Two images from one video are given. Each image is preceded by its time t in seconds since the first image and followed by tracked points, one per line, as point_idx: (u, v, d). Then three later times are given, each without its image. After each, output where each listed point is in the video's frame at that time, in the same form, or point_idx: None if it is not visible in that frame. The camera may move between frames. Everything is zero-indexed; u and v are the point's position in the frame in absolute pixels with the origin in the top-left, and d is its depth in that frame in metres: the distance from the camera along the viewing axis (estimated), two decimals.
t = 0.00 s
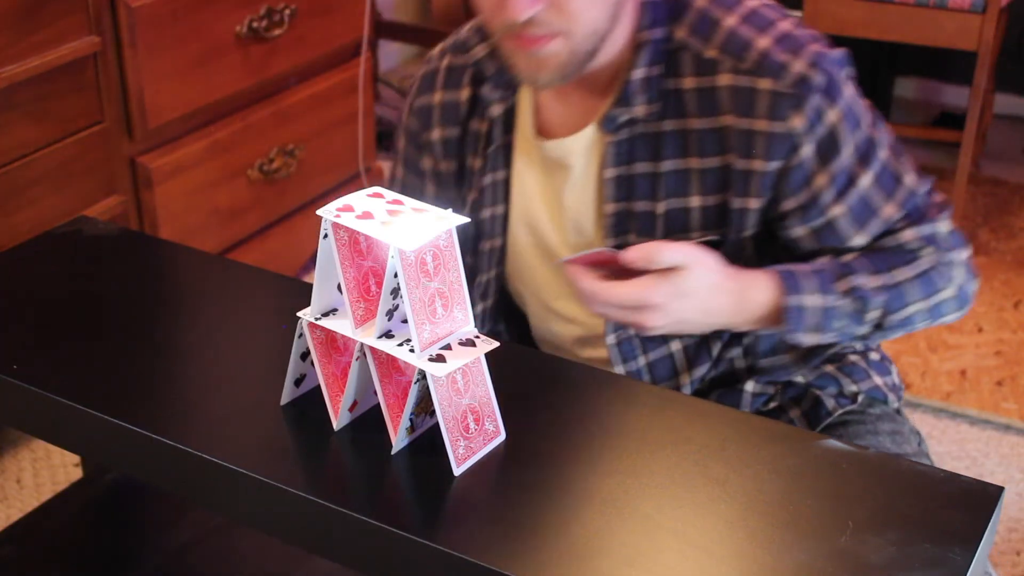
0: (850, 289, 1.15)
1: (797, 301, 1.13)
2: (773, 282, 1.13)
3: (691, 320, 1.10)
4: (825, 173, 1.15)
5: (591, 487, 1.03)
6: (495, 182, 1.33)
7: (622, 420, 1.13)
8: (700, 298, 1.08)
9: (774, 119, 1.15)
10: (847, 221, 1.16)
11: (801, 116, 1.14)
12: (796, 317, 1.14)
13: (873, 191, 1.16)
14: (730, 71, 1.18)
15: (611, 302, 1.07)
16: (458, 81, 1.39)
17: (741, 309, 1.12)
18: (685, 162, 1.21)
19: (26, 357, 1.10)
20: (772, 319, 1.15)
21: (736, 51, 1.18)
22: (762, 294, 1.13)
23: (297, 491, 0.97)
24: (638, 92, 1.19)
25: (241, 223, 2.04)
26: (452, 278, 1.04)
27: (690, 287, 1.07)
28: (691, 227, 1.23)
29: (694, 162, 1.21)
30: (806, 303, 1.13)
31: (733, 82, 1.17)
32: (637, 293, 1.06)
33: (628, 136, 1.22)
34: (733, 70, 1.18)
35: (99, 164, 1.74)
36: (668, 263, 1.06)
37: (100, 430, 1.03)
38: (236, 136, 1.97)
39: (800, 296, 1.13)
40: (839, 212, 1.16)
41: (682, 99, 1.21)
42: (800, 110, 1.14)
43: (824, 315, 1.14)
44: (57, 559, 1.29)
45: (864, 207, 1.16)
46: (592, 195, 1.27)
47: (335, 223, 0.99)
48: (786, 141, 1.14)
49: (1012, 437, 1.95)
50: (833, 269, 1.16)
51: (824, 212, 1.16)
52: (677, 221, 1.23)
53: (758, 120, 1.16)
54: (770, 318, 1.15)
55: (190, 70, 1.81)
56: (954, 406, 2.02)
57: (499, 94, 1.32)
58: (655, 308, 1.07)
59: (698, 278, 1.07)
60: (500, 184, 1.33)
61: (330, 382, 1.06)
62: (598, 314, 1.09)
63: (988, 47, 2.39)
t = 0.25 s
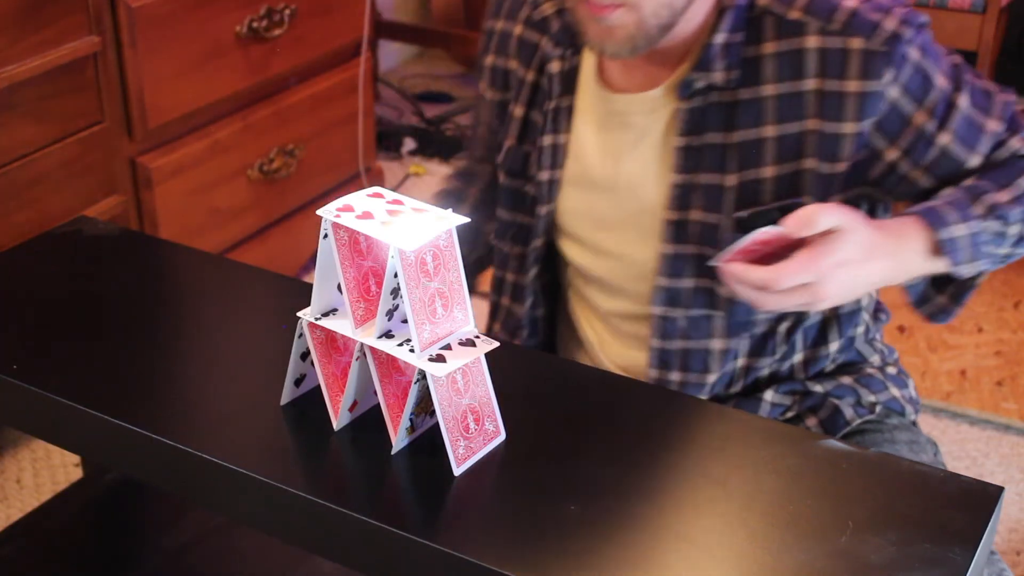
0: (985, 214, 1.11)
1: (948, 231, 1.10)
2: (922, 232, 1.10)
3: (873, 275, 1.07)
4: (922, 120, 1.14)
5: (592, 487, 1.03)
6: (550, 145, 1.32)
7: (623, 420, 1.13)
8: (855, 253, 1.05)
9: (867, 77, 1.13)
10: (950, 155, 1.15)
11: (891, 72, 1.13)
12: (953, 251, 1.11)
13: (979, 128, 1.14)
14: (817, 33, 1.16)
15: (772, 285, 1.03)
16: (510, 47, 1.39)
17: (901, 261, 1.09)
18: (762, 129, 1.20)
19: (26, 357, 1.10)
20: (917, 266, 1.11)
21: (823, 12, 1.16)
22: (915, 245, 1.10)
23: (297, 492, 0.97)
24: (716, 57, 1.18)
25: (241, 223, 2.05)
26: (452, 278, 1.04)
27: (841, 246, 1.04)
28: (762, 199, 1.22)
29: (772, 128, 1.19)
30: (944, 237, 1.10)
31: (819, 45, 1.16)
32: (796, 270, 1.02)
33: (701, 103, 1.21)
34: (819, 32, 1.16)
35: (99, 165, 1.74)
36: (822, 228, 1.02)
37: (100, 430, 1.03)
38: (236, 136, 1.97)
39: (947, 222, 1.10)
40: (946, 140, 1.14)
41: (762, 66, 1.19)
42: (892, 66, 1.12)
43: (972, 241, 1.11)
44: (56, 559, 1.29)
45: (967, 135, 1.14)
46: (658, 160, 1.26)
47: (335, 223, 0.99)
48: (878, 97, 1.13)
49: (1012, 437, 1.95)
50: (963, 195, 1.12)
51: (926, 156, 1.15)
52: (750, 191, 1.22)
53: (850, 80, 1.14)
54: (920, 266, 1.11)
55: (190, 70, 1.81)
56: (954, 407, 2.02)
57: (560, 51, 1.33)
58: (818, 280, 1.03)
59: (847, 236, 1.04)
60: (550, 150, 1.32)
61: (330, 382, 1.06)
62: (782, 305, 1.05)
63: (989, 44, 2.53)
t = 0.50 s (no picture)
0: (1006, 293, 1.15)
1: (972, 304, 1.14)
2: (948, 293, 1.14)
3: (899, 322, 1.11)
4: (972, 180, 1.15)
5: (592, 488, 1.03)
6: (584, 132, 1.35)
7: (623, 420, 1.13)
8: (895, 304, 1.08)
9: (928, 126, 1.14)
10: (991, 229, 1.16)
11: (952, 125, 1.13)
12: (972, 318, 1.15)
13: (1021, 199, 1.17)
14: (885, 70, 1.16)
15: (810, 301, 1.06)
16: (563, 37, 1.38)
17: (927, 316, 1.13)
18: (817, 153, 1.20)
19: (26, 357, 1.10)
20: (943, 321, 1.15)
21: (895, 52, 1.16)
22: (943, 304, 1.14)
23: (297, 492, 0.97)
24: (790, 75, 1.18)
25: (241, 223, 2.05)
26: (453, 278, 1.04)
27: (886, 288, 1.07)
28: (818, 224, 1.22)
29: (833, 156, 1.20)
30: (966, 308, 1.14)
31: (888, 84, 1.16)
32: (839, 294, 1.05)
33: (772, 122, 1.21)
34: (888, 69, 1.16)
35: (99, 165, 1.74)
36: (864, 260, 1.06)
37: (100, 430, 1.03)
38: (236, 136, 1.97)
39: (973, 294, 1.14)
40: (986, 214, 1.15)
41: (832, 95, 1.19)
42: (949, 116, 1.13)
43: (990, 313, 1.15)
44: (56, 559, 1.29)
45: (1010, 211, 1.16)
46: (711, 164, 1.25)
47: (335, 223, 0.99)
48: (938, 147, 1.14)
49: (1012, 437, 1.95)
50: (987, 270, 1.16)
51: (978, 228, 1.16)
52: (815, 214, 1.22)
53: (914, 124, 1.15)
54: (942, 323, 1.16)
55: (190, 70, 1.81)
56: (954, 407, 2.02)
57: (606, 39, 1.34)
58: (853, 310, 1.07)
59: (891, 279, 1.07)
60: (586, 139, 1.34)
61: (330, 382, 1.06)
62: (811, 322, 1.08)
63: (989, 45, 2.54)
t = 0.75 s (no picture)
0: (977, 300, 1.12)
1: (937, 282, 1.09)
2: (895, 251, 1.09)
3: (854, 261, 1.05)
4: (965, 190, 1.13)
5: (593, 488, 1.03)
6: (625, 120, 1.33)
7: (625, 420, 1.13)
8: (834, 224, 1.03)
9: (938, 131, 1.13)
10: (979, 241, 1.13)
11: (962, 134, 1.12)
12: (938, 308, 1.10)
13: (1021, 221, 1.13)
14: (904, 73, 1.15)
15: (734, 224, 1.02)
16: (604, 21, 1.37)
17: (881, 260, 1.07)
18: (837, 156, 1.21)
19: (27, 357, 1.10)
20: (907, 303, 1.10)
21: (916, 56, 1.15)
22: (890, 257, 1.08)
23: (297, 492, 0.97)
24: (812, 71, 1.18)
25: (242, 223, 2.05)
26: (452, 278, 1.04)
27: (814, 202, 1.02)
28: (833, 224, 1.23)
29: (849, 155, 1.20)
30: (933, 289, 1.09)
31: (903, 87, 1.15)
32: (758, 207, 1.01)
33: (790, 118, 1.21)
34: (908, 73, 1.15)
35: (99, 165, 1.74)
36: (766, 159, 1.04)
37: (101, 430, 1.03)
38: (236, 136, 1.97)
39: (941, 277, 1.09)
40: (975, 228, 1.13)
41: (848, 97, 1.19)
42: (960, 124, 1.12)
43: (957, 312, 1.10)
44: (57, 559, 1.29)
45: (1002, 230, 1.13)
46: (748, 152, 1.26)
47: (335, 223, 1.00)
48: (943, 153, 1.13)
49: (1012, 437, 1.95)
50: (966, 276, 1.14)
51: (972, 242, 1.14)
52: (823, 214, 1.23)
53: (923, 129, 1.14)
54: (908, 308, 1.11)
55: (190, 70, 1.81)
56: (954, 407, 2.02)
57: (653, 27, 1.33)
58: (789, 229, 1.02)
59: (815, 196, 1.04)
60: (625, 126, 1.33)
61: (330, 382, 1.06)
62: (748, 257, 1.03)
63: (988, 45, 2.54)
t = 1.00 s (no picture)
0: (954, 213, 1.02)
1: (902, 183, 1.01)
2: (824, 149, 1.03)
3: (797, 143, 0.99)
4: (953, 132, 1.09)
5: (593, 488, 1.03)
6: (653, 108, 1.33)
7: (625, 421, 1.13)
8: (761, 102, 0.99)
9: (934, 87, 1.12)
10: (960, 174, 1.07)
11: (959, 89, 1.10)
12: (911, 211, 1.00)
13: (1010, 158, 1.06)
14: (903, 42, 1.16)
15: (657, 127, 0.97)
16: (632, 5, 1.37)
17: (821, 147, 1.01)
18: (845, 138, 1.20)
19: (27, 357, 1.10)
20: (866, 208, 1.01)
21: (917, 28, 1.16)
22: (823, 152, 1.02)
23: (297, 492, 0.97)
24: (824, 59, 1.19)
25: (241, 222, 2.05)
26: (452, 278, 1.04)
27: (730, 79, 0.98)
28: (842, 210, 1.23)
29: (854, 135, 1.20)
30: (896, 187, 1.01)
31: (903, 55, 1.16)
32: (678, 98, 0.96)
33: (797, 106, 1.23)
34: (908, 41, 1.16)
35: (99, 164, 1.74)
36: (699, 70, 0.97)
37: (101, 429, 1.03)
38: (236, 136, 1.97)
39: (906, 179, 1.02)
40: (956, 161, 1.08)
41: (855, 76, 1.20)
42: (958, 82, 1.10)
43: (937, 218, 1.00)
44: (57, 559, 1.28)
45: (987, 164, 1.06)
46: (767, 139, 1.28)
47: (335, 223, 1.00)
48: (937, 107, 1.12)
49: (1012, 437, 1.95)
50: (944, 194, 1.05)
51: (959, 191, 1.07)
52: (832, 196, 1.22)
53: (919, 87, 1.13)
54: (867, 217, 1.02)
55: (191, 69, 1.81)
56: (954, 407, 2.02)
57: (685, 17, 1.34)
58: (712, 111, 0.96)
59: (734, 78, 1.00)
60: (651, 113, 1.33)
61: (330, 382, 1.06)
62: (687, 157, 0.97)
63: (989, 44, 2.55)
